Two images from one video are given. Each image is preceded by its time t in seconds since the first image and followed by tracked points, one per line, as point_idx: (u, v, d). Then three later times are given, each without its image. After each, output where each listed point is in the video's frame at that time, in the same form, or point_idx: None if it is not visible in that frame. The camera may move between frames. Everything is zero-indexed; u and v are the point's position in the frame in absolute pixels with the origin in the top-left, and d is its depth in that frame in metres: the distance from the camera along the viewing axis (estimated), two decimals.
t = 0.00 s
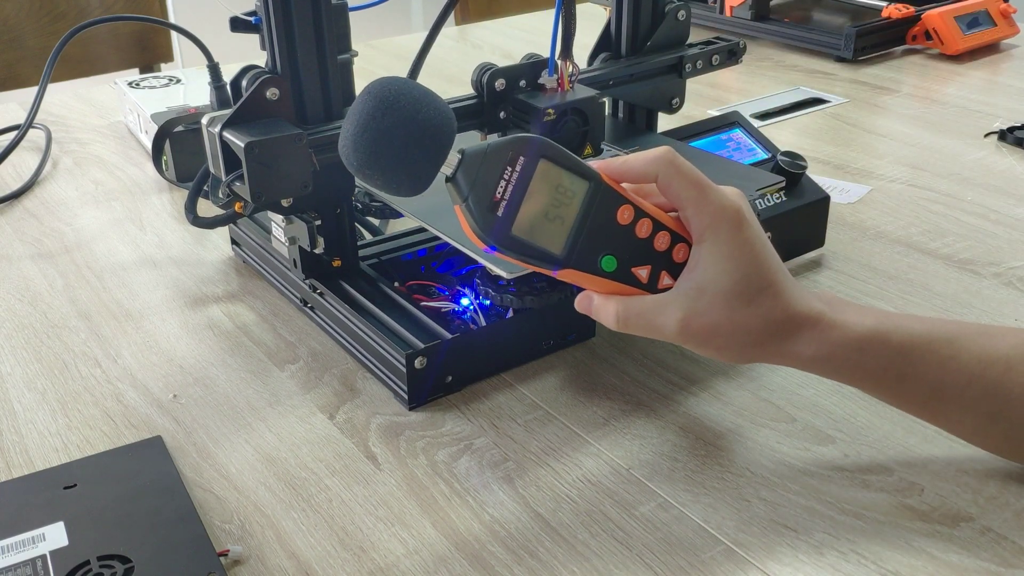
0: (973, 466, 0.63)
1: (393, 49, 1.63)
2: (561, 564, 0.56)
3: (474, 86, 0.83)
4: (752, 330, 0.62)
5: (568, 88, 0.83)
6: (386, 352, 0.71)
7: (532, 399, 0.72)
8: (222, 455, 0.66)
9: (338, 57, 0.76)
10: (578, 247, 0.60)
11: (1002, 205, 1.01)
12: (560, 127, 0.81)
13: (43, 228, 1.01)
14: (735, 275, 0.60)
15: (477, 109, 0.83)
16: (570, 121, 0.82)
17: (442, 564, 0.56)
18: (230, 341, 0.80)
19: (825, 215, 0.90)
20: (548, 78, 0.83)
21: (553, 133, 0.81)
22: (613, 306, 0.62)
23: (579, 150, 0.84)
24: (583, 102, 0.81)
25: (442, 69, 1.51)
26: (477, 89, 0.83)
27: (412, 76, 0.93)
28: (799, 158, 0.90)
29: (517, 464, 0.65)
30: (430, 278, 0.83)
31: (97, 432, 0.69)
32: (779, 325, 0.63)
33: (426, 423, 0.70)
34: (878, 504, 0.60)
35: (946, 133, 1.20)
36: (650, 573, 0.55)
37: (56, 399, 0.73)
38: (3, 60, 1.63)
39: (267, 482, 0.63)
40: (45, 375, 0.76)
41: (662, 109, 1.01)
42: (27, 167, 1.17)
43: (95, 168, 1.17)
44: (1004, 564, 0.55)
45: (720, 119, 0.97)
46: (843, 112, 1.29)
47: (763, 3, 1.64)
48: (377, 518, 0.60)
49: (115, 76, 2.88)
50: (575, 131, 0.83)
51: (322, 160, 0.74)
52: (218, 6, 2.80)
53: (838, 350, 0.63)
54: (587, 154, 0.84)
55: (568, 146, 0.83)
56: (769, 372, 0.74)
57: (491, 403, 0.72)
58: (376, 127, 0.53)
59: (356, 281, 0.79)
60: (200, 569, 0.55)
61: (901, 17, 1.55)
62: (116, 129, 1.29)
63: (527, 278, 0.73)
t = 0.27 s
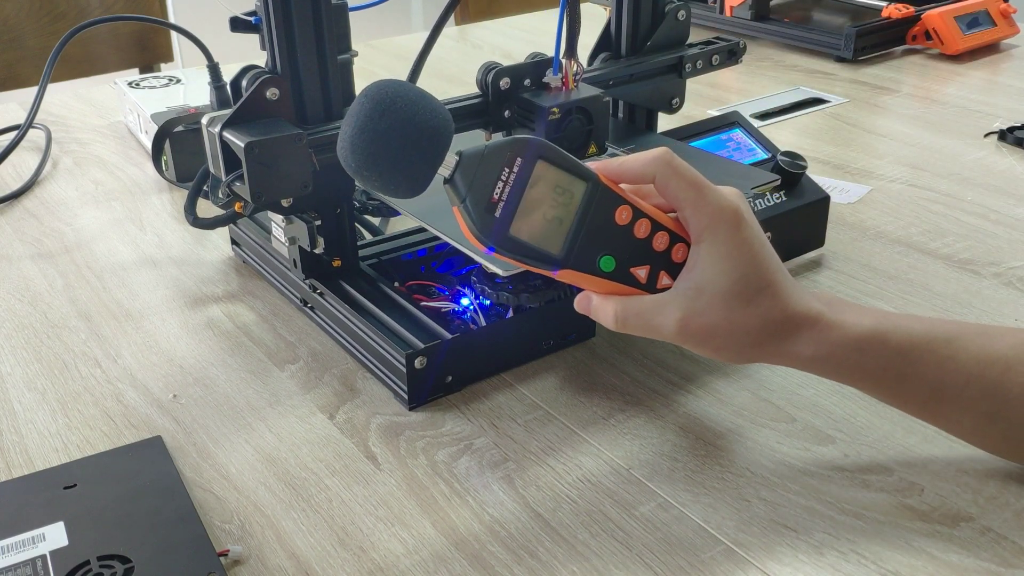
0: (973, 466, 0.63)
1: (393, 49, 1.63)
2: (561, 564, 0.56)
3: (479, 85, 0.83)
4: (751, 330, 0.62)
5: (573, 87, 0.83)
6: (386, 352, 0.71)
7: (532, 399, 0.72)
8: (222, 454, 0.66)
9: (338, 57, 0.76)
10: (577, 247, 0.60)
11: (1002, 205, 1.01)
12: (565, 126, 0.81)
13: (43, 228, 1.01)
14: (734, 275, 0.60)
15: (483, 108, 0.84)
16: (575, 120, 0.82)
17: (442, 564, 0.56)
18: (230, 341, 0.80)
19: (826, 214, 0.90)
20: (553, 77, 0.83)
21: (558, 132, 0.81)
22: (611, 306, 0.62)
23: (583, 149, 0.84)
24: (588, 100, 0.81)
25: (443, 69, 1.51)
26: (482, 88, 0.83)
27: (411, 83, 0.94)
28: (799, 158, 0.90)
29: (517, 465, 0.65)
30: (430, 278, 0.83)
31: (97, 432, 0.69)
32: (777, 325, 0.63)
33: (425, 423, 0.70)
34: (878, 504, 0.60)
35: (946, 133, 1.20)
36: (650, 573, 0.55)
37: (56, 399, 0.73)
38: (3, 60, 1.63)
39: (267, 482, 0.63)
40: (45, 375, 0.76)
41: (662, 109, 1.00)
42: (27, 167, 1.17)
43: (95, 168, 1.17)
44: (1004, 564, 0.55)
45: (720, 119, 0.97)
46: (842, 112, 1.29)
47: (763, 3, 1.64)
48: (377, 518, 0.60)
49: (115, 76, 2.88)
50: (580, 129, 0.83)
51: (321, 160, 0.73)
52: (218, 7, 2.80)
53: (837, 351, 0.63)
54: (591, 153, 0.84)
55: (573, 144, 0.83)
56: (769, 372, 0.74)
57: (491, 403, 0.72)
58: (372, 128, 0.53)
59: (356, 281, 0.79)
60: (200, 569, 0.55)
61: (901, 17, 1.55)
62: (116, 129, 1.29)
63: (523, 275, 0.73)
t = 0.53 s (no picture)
0: (973, 466, 0.63)
1: (393, 49, 1.63)
2: (561, 564, 0.56)
3: (484, 83, 0.83)
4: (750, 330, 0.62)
5: (577, 86, 0.84)
6: (386, 352, 0.71)
7: (532, 399, 0.72)
8: (222, 454, 0.66)
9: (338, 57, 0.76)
10: (575, 247, 0.60)
11: (1002, 205, 1.01)
12: (569, 125, 0.82)
13: (43, 228, 1.01)
14: (732, 275, 0.60)
15: (487, 107, 0.83)
16: (579, 118, 0.83)
17: (442, 564, 0.56)
18: (230, 341, 0.80)
19: (826, 214, 0.90)
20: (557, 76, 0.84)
21: (563, 131, 0.82)
22: (610, 307, 0.62)
23: (587, 147, 0.85)
24: (593, 99, 0.82)
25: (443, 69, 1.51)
26: (487, 87, 0.83)
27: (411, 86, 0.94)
28: (799, 158, 0.90)
29: (517, 465, 0.65)
30: (430, 278, 0.83)
31: (97, 432, 0.69)
32: (776, 325, 0.63)
33: (425, 423, 0.70)
34: (878, 504, 0.60)
35: (946, 133, 1.20)
36: (650, 573, 0.55)
37: (56, 399, 0.73)
38: (3, 60, 1.63)
39: (267, 482, 0.63)
40: (45, 375, 0.76)
41: (662, 109, 0.99)
42: (27, 167, 1.17)
43: (94, 168, 1.17)
44: (1004, 564, 0.55)
45: (720, 119, 0.97)
46: (842, 111, 1.29)
47: (763, 3, 1.64)
48: (377, 518, 0.60)
49: (115, 76, 2.88)
50: (584, 128, 0.83)
51: (321, 160, 0.73)
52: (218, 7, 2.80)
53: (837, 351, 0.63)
54: (595, 152, 0.85)
55: (577, 142, 0.84)
56: (769, 372, 0.74)
57: (491, 403, 0.72)
58: (371, 130, 0.53)
59: (356, 281, 0.79)
60: (200, 569, 0.55)
61: (901, 17, 1.55)
62: (116, 129, 1.29)
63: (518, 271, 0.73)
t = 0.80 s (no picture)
0: (973, 466, 0.63)
1: (393, 49, 1.63)
2: (561, 564, 0.56)
3: (489, 82, 0.84)
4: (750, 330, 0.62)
5: (581, 85, 0.84)
6: (386, 352, 0.71)
7: (532, 399, 0.72)
8: (222, 454, 0.66)
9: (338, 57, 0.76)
10: (574, 248, 0.60)
11: (1003, 205, 1.01)
12: (574, 124, 0.83)
13: (43, 228, 1.01)
14: (732, 275, 0.60)
15: (492, 106, 0.84)
16: (584, 117, 0.83)
17: (442, 564, 0.56)
18: (230, 341, 0.80)
19: (826, 214, 0.90)
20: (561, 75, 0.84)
21: (568, 130, 0.83)
22: (610, 307, 0.62)
23: (591, 146, 0.85)
24: (597, 98, 0.83)
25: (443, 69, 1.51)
26: (491, 86, 0.84)
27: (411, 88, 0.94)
28: (799, 158, 0.90)
29: (517, 465, 0.65)
30: (430, 278, 0.83)
31: (97, 432, 0.69)
32: (776, 325, 0.63)
33: (425, 423, 0.70)
34: (878, 504, 0.60)
35: (946, 133, 1.20)
36: (651, 573, 0.55)
37: (56, 399, 0.73)
38: (3, 60, 1.63)
39: (267, 483, 0.63)
40: (45, 375, 0.76)
41: (662, 109, 0.99)
42: (27, 167, 1.17)
43: (94, 168, 1.17)
44: (1004, 564, 0.55)
45: (720, 119, 0.97)
46: (843, 111, 1.29)
47: (762, 3, 1.64)
48: (377, 518, 0.60)
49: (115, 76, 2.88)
50: (588, 127, 0.84)
51: (321, 160, 0.73)
52: (218, 6, 2.80)
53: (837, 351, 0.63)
54: (599, 151, 0.86)
55: (581, 140, 0.84)
56: (769, 372, 0.74)
57: (491, 403, 0.72)
58: (369, 133, 0.53)
59: (356, 282, 0.79)
60: (200, 569, 0.55)
61: (901, 17, 1.55)
62: (116, 129, 1.29)
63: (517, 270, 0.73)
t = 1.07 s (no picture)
0: (973, 466, 0.63)
1: (393, 49, 1.63)
2: (561, 564, 0.56)
3: (494, 82, 0.84)
4: (750, 330, 0.62)
5: (586, 85, 0.85)
6: (386, 352, 0.71)
7: (532, 399, 0.72)
8: (222, 454, 0.66)
9: (338, 58, 0.76)
10: (574, 248, 0.60)
11: (1002, 205, 1.01)
12: (578, 122, 0.83)
13: (43, 228, 1.01)
14: (732, 275, 0.60)
15: (497, 105, 0.84)
16: (588, 116, 0.84)
17: (442, 564, 0.56)
18: (230, 341, 0.80)
19: (826, 214, 0.90)
20: (566, 74, 0.85)
21: (572, 129, 0.83)
22: (610, 308, 0.62)
23: (595, 146, 0.85)
24: (601, 97, 0.83)
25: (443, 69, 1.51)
26: (496, 85, 0.84)
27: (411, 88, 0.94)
28: (799, 158, 0.90)
29: (517, 465, 0.65)
30: (430, 278, 0.83)
31: (97, 432, 0.69)
32: (776, 325, 0.63)
33: (426, 423, 0.70)
34: (878, 504, 0.60)
35: (946, 133, 1.20)
36: (651, 573, 0.55)
37: (56, 399, 0.73)
38: (3, 60, 1.63)
39: (267, 482, 0.63)
40: (45, 375, 0.76)
41: (662, 109, 0.99)
42: (27, 167, 1.17)
43: (94, 168, 1.17)
44: (1004, 564, 0.55)
45: (720, 119, 0.97)
46: (842, 111, 1.29)
47: (762, 3, 1.64)
48: (377, 518, 0.60)
49: (115, 76, 2.88)
50: (593, 125, 0.84)
51: (321, 160, 0.73)
52: (218, 7, 2.80)
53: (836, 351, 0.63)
54: (604, 149, 0.86)
55: (585, 139, 0.84)
56: (769, 372, 0.74)
57: (491, 403, 0.72)
58: (369, 134, 0.53)
59: (356, 281, 0.79)
60: (200, 569, 0.55)
61: (901, 17, 1.55)
62: (116, 129, 1.29)
63: (516, 270, 0.73)
